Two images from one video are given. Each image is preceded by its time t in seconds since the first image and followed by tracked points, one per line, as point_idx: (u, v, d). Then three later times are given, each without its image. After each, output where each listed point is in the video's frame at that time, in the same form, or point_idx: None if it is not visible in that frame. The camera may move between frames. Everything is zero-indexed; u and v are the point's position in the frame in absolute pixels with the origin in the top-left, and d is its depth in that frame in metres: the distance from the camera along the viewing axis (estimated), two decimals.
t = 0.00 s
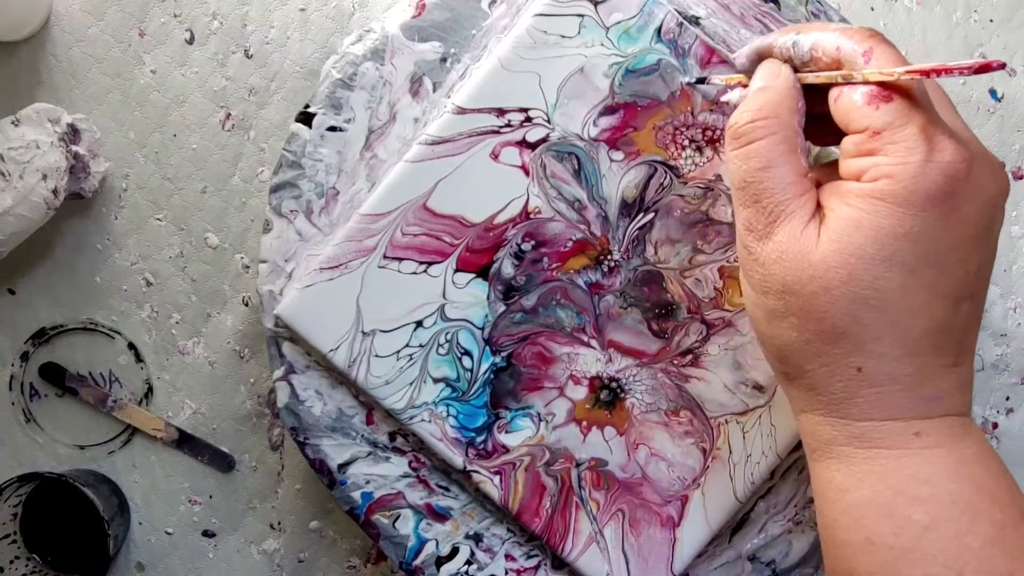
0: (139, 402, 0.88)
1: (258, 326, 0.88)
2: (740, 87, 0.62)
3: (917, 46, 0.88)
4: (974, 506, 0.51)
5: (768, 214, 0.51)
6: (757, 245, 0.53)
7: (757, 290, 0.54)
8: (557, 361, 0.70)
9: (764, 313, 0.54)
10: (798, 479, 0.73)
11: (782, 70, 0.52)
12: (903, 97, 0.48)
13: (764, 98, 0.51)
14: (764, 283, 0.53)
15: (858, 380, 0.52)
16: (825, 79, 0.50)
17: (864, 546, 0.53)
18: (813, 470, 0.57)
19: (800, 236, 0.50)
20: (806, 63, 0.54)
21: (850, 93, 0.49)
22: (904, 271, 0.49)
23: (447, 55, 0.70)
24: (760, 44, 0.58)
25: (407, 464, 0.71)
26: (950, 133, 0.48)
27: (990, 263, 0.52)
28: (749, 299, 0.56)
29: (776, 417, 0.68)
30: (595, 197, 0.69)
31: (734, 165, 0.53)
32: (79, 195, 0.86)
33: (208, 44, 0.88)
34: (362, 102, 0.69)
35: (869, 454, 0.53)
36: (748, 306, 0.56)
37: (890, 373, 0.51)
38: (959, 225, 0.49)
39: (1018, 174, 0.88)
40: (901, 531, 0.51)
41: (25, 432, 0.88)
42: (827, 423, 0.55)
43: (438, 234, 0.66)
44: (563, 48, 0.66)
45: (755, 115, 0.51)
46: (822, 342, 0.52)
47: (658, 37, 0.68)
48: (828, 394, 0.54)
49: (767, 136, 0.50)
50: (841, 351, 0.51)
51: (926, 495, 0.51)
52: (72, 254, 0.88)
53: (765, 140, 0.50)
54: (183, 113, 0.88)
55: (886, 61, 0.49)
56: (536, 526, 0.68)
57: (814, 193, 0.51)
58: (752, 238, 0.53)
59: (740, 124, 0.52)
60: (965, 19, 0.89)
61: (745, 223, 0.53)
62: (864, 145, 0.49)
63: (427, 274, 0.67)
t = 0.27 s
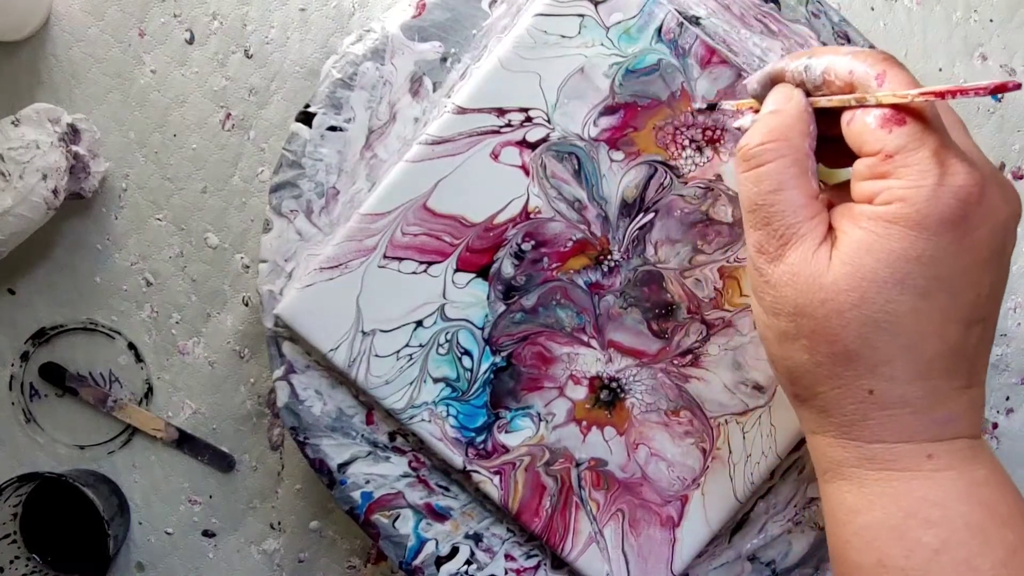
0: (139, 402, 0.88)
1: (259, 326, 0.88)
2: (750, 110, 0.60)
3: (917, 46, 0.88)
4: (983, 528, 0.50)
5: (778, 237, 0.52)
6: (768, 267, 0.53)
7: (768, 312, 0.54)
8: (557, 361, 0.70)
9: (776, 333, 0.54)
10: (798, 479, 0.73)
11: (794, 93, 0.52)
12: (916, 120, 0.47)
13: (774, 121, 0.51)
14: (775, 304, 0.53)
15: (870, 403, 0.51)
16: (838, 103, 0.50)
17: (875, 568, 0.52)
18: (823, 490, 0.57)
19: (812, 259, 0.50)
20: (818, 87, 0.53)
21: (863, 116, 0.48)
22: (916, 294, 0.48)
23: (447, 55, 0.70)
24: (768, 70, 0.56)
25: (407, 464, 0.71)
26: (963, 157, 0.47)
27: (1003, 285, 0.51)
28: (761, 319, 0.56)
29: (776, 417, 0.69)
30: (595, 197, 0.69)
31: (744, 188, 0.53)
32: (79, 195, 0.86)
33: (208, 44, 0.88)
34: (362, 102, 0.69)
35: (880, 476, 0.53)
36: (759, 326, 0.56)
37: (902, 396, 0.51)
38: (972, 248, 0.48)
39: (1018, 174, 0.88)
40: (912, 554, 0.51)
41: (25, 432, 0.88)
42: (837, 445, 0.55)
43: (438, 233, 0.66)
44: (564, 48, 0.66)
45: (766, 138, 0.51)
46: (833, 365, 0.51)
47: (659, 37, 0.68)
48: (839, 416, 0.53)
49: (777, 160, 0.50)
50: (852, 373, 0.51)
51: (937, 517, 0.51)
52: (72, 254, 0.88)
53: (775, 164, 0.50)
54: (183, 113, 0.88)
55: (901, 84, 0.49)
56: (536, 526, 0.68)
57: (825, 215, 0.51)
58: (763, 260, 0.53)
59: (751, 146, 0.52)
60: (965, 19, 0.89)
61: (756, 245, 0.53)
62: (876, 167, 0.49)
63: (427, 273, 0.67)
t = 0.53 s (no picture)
0: (139, 402, 0.88)
1: (259, 326, 0.88)
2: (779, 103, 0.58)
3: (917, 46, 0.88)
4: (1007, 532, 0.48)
5: (821, 235, 0.48)
6: (806, 264, 0.49)
7: (803, 310, 0.50)
8: (557, 361, 0.70)
9: (809, 332, 0.51)
10: (798, 479, 0.73)
11: (838, 84, 0.48)
12: (975, 122, 0.45)
13: (820, 113, 0.47)
14: (812, 302, 0.49)
15: (905, 406, 0.49)
16: (887, 97, 0.47)
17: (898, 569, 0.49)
18: (843, 492, 0.54)
19: (858, 260, 0.47)
20: (865, 79, 0.50)
21: (918, 113, 0.46)
22: (964, 301, 0.46)
23: (447, 55, 0.70)
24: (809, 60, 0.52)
25: (406, 464, 0.71)
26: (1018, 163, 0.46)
27: None
28: (791, 317, 0.52)
29: (776, 417, 0.69)
30: (595, 197, 0.69)
31: (784, 181, 0.48)
32: (79, 195, 0.86)
33: (208, 44, 0.88)
34: (362, 102, 0.69)
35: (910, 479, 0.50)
36: (788, 321, 0.52)
37: (944, 401, 0.48)
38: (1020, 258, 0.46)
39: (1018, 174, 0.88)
40: (939, 556, 0.48)
41: (25, 432, 0.88)
42: (867, 447, 0.51)
43: (438, 234, 0.66)
44: (564, 48, 0.66)
45: (811, 130, 0.46)
46: (875, 367, 0.49)
47: (659, 37, 0.68)
48: (873, 419, 0.50)
49: (824, 153, 0.46)
50: (893, 377, 0.48)
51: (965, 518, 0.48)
52: (72, 254, 0.88)
53: (822, 157, 0.46)
54: (183, 113, 0.88)
55: (958, 83, 0.46)
56: (536, 526, 0.68)
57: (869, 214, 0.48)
58: (802, 257, 0.49)
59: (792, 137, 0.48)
60: (965, 19, 0.88)
61: (794, 240, 0.49)
62: (930, 168, 0.46)
63: (427, 273, 0.67)
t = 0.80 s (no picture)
0: (139, 402, 0.88)
1: (259, 326, 0.88)
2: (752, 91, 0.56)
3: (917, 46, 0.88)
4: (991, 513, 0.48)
5: (789, 223, 0.49)
6: (778, 252, 0.50)
7: (777, 297, 0.51)
8: (557, 361, 0.70)
9: (783, 320, 0.52)
10: (798, 479, 0.73)
11: (804, 73, 0.49)
12: (931, 106, 0.46)
13: (786, 103, 0.47)
14: (784, 290, 0.50)
15: (878, 389, 0.49)
16: (848, 86, 0.47)
17: (879, 551, 0.50)
18: (829, 478, 0.55)
19: (825, 246, 0.48)
20: (827, 69, 0.50)
21: (876, 101, 0.47)
22: (930, 283, 0.47)
23: (447, 55, 0.70)
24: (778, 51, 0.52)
25: (406, 464, 0.71)
26: (978, 143, 0.46)
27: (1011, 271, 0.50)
28: (767, 305, 0.53)
29: (776, 416, 0.69)
30: (595, 197, 0.69)
31: (753, 170, 0.49)
32: (79, 195, 0.86)
33: (208, 44, 0.88)
34: (362, 102, 0.69)
35: (889, 463, 0.51)
36: (765, 310, 0.53)
37: (913, 382, 0.49)
38: (986, 235, 0.47)
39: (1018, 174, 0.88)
40: (919, 538, 0.49)
41: (25, 432, 0.88)
42: (844, 432, 0.52)
43: (439, 234, 0.66)
44: (564, 48, 0.66)
45: (778, 120, 0.47)
46: (844, 351, 0.49)
47: (659, 37, 0.68)
48: (848, 402, 0.51)
49: (790, 142, 0.47)
50: (863, 361, 0.49)
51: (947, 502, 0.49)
52: (72, 254, 0.88)
53: (788, 147, 0.47)
54: (183, 113, 0.88)
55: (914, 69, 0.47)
56: (536, 526, 0.68)
57: (836, 200, 0.49)
58: (772, 245, 0.50)
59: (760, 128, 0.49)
60: (965, 19, 0.88)
61: (765, 229, 0.50)
62: (890, 153, 0.47)
63: (427, 273, 0.67)
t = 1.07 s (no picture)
0: (139, 402, 0.88)
1: (259, 326, 0.88)
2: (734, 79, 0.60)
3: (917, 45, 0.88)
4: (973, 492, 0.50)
5: (771, 209, 0.50)
6: (761, 238, 0.52)
7: (761, 283, 0.53)
8: (557, 361, 0.70)
9: (767, 305, 0.53)
10: (798, 479, 0.73)
11: (783, 62, 0.51)
12: (905, 90, 0.48)
13: (765, 91, 0.49)
14: (768, 275, 0.52)
15: (861, 370, 0.51)
16: (826, 71, 0.49)
17: (866, 532, 0.51)
18: (817, 461, 0.56)
19: (806, 230, 0.49)
20: (806, 56, 0.52)
21: (852, 86, 0.49)
22: (909, 263, 0.48)
23: (447, 55, 0.70)
24: (757, 39, 0.55)
25: (407, 464, 0.71)
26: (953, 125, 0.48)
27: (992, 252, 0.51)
28: (752, 292, 0.55)
29: (776, 416, 0.69)
30: (595, 196, 0.69)
31: (735, 158, 0.51)
32: (79, 195, 0.86)
33: (208, 44, 0.88)
34: (362, 102, 0.69)
35: (874, 445, 0.52)
36: (751, 298, 0.55)
37: (895, 364, 0.50)
38: (964, 216, 0.48)
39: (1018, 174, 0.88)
40: (905, 518, 0.50)
41: (25, 432, 0.88)
42: (830, 414, 0.54)
43: (439, 234, 0.66)
44: (564, 48, 0.66)
45: (758, 108, 0.49)
46: (826, 334, 0.51)
47: (658, 37, 0.68)
48: (832, 385, 0.53)
49: (770, 129, 0.49)
50: (846, 343, 0.50)
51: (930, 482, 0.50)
52: (72, 253, 0.88)
53: (768, 133, 0.49)
54: (183, 113, 0.88)
55: (889, 53, 0.49)
56: (536, 526, 0.68)
57: (818, 185, 0.50)
58: (755, 231, 0.52)
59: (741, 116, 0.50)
60: (965, 19, 0.88)
61: (748, 216, 0.52)
62: (868, 137, 0.48)
63: (427, 273, 0.67)
